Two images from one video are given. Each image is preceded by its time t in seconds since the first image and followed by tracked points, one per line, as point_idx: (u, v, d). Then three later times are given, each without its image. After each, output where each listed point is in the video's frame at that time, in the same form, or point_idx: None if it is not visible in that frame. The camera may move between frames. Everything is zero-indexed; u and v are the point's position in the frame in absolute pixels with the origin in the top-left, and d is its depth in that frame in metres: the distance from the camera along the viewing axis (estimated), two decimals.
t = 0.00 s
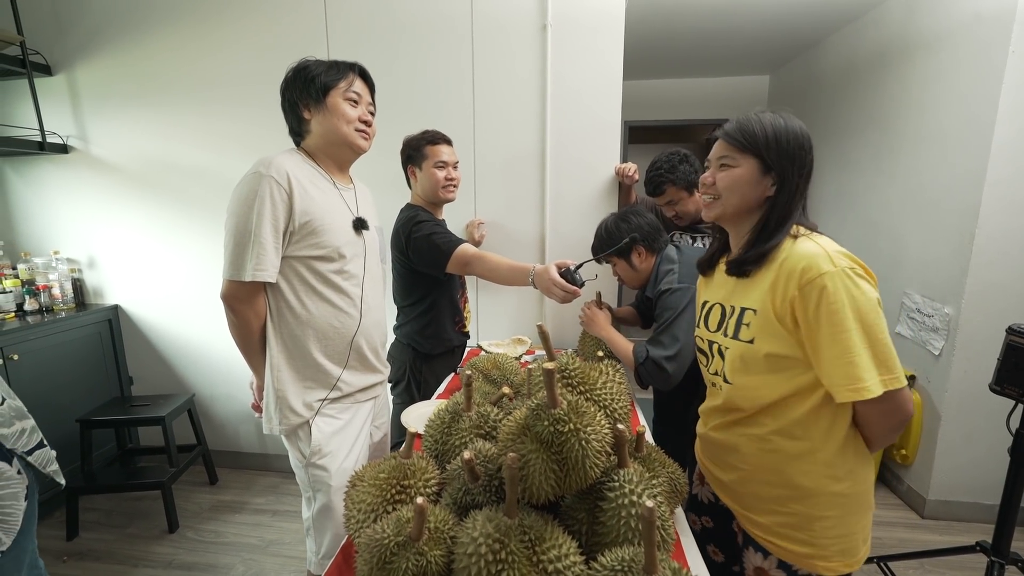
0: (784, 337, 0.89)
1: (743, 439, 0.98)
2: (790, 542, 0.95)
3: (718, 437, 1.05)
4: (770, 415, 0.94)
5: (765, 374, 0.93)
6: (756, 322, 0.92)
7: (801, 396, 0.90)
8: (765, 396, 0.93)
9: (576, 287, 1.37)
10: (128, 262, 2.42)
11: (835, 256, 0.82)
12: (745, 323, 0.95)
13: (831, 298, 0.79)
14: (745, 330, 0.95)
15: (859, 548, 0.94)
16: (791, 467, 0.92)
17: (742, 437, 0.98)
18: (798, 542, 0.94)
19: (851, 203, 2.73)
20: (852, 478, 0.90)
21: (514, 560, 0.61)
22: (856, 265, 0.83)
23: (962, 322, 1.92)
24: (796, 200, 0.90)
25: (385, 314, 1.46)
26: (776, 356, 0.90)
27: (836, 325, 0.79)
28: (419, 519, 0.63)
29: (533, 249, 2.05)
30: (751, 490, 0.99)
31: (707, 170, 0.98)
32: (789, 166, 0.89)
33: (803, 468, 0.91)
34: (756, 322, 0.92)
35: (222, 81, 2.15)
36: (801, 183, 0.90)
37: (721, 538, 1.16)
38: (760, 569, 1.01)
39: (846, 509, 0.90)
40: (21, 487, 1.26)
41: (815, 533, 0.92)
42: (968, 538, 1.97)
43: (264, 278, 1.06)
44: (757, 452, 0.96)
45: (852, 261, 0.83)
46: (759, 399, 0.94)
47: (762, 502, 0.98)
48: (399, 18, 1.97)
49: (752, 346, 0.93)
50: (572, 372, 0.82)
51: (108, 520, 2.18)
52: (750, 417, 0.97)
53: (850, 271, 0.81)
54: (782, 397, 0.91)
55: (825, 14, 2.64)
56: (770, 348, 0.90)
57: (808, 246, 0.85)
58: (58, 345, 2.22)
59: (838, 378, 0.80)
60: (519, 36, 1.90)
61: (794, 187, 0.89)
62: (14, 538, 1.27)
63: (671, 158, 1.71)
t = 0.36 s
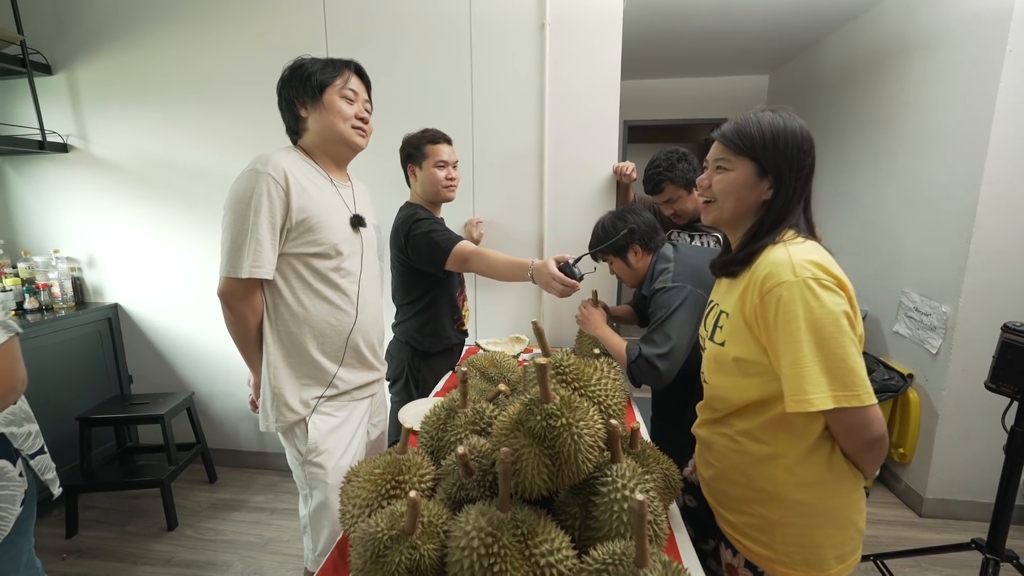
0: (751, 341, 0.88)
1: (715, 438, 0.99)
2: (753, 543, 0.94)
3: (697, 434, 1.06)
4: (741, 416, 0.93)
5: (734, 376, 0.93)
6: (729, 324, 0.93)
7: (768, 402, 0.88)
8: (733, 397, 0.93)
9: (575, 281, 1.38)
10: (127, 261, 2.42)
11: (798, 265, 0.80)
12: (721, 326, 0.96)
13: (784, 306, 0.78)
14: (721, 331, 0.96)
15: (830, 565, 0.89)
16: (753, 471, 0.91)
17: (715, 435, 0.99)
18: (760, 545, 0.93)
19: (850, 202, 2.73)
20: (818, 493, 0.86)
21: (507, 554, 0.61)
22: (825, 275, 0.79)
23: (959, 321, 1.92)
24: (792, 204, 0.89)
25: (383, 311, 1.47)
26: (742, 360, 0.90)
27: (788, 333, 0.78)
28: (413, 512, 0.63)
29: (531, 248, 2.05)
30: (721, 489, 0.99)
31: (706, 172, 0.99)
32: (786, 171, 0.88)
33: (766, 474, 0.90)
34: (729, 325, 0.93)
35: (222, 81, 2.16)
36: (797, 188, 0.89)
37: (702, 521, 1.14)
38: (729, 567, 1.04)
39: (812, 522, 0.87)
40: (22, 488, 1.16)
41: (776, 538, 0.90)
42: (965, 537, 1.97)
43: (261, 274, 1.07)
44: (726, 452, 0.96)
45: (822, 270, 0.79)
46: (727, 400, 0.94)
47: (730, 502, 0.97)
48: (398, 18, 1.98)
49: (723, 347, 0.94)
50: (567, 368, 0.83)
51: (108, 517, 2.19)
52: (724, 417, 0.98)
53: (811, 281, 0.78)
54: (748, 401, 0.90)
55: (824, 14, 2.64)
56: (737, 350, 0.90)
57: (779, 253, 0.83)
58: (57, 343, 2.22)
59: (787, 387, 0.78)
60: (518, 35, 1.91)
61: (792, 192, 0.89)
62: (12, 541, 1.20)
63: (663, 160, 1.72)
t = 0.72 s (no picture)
0: (735, 342, 0.89)
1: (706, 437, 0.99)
2: (748, 541, 0.94)
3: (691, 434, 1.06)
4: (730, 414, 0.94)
5: (722, 377, 0.93)
6: (712, 326, 0.94)
7: (754, 400, 0.88)
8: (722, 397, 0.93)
9: (570, 285, 1.39)
10: (125, 261, 2.42)
11: (771, 265, 0.80)
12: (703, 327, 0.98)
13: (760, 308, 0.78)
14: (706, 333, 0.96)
15: (825, 559, 0.89)
16: (743, 468, 0.91)
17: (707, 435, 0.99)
18: (755, 542, 0.93)
19: (847, 202, 2.74)
20: (809, 487, 0.85)
21: (500, 552, 0.61)
22: (797, 271, 0.79)
23: (956, 321, 1.92)
24: (768, 207, 0.90)
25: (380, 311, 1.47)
26: (727, 360, 0.91)
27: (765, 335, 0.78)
28: (406, 510, 0.63)
29: (528, 248, 2.05)
30: (716, 488, 0.99)
31: (684, 173, 0.99)
32: (759, 176, 0.88)
33: (756, 470, 0.90)
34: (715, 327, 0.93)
35: (219, 81, 2.16)
36: (770, 194, 0.89)
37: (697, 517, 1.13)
38: (727, 566, 1.03)
39: (804, 517, 0.87)
40: (31, 489, 1.05)
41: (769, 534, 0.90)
42: (962, 537, 1.97)
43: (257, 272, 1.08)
44: (718, 451, 0.96)
45: (793, 267, 0.80)
46: (717, 400, 0.95)
47: (724, 500, 0.97)
48: (396, 18, 1.98)
49: (709, 349, 0.95)
50: (562, 367, 0.83)
51: (105, 517, 2.19)
52: (715, 417, 0.98)
53: (783, 279, 0.78)
54: (735, 401, 0.91)
55: (821, 14, 2.64)
56: (723, 352, 0.91)
57: (753, 253, 0.83)
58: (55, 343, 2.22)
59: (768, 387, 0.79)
60: (515, 35, 1.91)
61: (767, 194, 0.89)
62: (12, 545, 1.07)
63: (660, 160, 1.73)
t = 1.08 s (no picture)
0: (738, 338, 0.89)
1: (691, 409, 1.02)
2: (723, 498, 0.98)
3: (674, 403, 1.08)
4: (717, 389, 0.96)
5: (717, 362, 0.94)
6: (715, 320, 0.93)
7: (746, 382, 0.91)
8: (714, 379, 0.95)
9: (570, 285, 1.40)
10: (121, 260, 2.41)
11: (795, 277, 0.80)
12: (706, 318, 0.95)
13: (782, 318, 0.80)
14: (706, 325, 0.95)
15: (787, 509, 0.96)
16: (726, 436, 0.95)
17: (692, 406, 1.02)
18: (730, 498, 0.97)
19: (847, 202, 2.73)
20: (783, 445, 0.92)
21: (496, 555, 0.60)
22: (817, 285, 0.81)
23: (956, 321, 1.91)
24: (774, 200, 0.88)
25: (375, 312, 1.45)
26: (726, 351, 0.91)
27: (784, 344, 0.80)
28: (401, 513, 0.62)
29: (527, 247, 2.04)
30: (695, 450, 1.03)
31: (685, 169, 0.98)
32: (761, 169, 0.87)
33: (739, 438, 0.93)
34: (716, 320, 0.93)
35: (216, 80, 2.15)
36: (774, 185, 0.88)
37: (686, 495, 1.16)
38: (704, 524, 1.05)
39: (776, 472, 0.93)
40: (47, 481, 1.09)
41: (745, 491, 0.95)
42: (961, 537, 1.96)
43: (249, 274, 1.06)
44: (701, 420, 0.99)
45: (814, 280, 0.82)
46: (709, 380, 0.96)
47: (703, 462, 1.01)
48: (393, 16, 1.96)
49: (709, 340, 0.94)
50: (560, 368, 0.82)
51: (101, 518, 2.17)
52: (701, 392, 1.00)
53: (807, 294, 0.80)
54: (729, 383, 0.93)
55: (822, 13, 2.63)
56: (723, 344, 0.92)
57: (775, 261, 0.83)
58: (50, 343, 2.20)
59: (781, 391, 0.82)
60: (513, 33, 1.90)
61: (771, 187, 0.88)
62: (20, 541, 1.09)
63: (630, 198, 1.69)
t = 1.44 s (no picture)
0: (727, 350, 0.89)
1: (680, 406, 1.02)
2: (709, 491, 0.98)
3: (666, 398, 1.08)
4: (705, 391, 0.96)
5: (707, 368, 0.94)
6: (707, 327, 0.92)
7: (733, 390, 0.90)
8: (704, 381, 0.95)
9: (569, 286, 1.39)
10: (121, 259, 2.41)
11: (787, 302, 0.79)
12: (698, 323, 0.95)
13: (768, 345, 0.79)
14: (698, 329, 0.95)
15: (774, 505, 0.95)
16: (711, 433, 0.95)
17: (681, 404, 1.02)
18: (715, 491, 0.97)
19: (848, 202, 2.72)
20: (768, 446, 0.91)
21: (495, 555, 0.60)
22: (808, 308, 0.80)
23: (958, 321, 1.91)
24: (771, 205, 0.87)
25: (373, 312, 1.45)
26: (716, 359, 0.91)
27: (773, 370, 0.79)
28: (399, 513, 0.62)
29: (527, 247, 2.04)
30: (684, 442, 1.03)
31: (681, 173, 0.97)
32: (756, 173, 0.87)
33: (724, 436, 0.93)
34: (707, 328, 0.92)
35: (216, 80, 2.15)
36: (769, 191, 0.87)
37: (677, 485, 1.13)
38: (692, 517, 1.05)
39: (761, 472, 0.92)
40: (47, 480, 1.10)
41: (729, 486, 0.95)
42: (962, 538, 1.96)
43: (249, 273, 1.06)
44: (689, 418, 0.99)
45: (805, 304, 0.80)
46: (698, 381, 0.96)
47: (691, 455, 1.01)
48: (393, 15, 1.96)
49: (698, 345, 0.94)
50: (559, 367, 0.81)
51: (101, 518, 2.17)
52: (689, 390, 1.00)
53: (796, 319, 0.78)
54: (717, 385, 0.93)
55: (822, 13, 2.63)
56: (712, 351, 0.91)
57: (769, 285, 0.81)
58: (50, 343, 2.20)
59: (766, 411, 0.82)
60: (513, 33, 1.89)
61: (767, 191, 0.87)
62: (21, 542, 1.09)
63: (626, 200, 1.69)
